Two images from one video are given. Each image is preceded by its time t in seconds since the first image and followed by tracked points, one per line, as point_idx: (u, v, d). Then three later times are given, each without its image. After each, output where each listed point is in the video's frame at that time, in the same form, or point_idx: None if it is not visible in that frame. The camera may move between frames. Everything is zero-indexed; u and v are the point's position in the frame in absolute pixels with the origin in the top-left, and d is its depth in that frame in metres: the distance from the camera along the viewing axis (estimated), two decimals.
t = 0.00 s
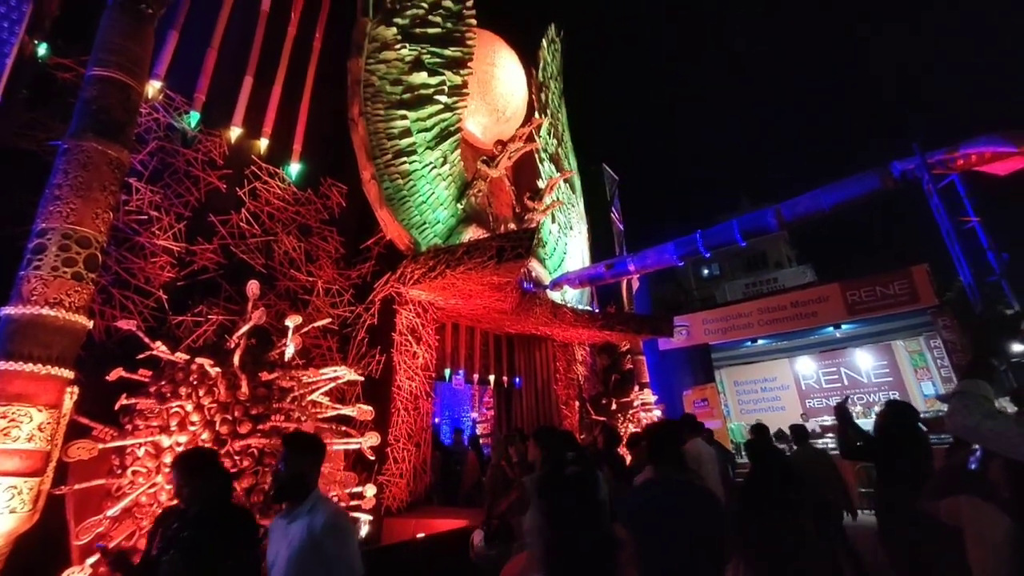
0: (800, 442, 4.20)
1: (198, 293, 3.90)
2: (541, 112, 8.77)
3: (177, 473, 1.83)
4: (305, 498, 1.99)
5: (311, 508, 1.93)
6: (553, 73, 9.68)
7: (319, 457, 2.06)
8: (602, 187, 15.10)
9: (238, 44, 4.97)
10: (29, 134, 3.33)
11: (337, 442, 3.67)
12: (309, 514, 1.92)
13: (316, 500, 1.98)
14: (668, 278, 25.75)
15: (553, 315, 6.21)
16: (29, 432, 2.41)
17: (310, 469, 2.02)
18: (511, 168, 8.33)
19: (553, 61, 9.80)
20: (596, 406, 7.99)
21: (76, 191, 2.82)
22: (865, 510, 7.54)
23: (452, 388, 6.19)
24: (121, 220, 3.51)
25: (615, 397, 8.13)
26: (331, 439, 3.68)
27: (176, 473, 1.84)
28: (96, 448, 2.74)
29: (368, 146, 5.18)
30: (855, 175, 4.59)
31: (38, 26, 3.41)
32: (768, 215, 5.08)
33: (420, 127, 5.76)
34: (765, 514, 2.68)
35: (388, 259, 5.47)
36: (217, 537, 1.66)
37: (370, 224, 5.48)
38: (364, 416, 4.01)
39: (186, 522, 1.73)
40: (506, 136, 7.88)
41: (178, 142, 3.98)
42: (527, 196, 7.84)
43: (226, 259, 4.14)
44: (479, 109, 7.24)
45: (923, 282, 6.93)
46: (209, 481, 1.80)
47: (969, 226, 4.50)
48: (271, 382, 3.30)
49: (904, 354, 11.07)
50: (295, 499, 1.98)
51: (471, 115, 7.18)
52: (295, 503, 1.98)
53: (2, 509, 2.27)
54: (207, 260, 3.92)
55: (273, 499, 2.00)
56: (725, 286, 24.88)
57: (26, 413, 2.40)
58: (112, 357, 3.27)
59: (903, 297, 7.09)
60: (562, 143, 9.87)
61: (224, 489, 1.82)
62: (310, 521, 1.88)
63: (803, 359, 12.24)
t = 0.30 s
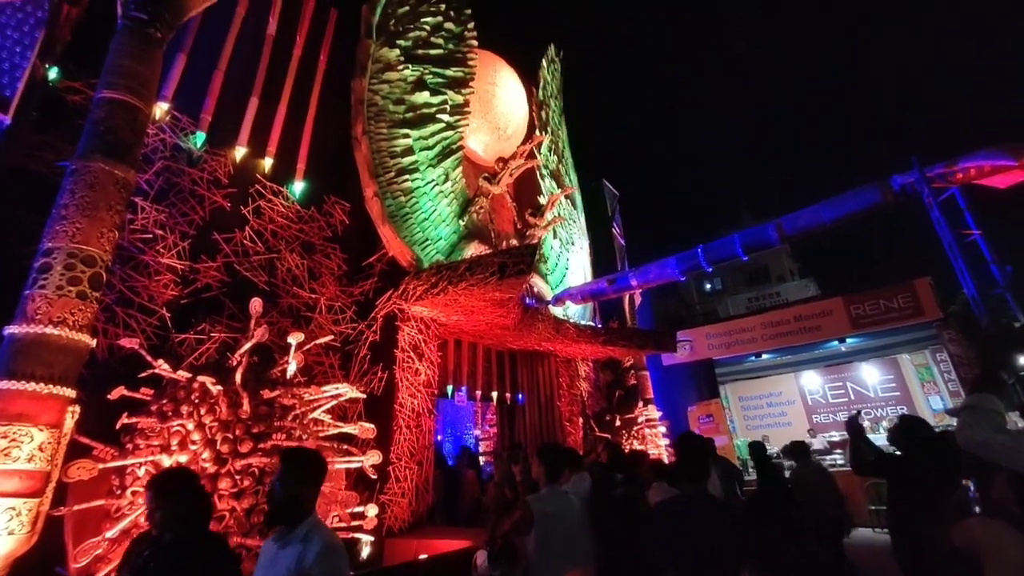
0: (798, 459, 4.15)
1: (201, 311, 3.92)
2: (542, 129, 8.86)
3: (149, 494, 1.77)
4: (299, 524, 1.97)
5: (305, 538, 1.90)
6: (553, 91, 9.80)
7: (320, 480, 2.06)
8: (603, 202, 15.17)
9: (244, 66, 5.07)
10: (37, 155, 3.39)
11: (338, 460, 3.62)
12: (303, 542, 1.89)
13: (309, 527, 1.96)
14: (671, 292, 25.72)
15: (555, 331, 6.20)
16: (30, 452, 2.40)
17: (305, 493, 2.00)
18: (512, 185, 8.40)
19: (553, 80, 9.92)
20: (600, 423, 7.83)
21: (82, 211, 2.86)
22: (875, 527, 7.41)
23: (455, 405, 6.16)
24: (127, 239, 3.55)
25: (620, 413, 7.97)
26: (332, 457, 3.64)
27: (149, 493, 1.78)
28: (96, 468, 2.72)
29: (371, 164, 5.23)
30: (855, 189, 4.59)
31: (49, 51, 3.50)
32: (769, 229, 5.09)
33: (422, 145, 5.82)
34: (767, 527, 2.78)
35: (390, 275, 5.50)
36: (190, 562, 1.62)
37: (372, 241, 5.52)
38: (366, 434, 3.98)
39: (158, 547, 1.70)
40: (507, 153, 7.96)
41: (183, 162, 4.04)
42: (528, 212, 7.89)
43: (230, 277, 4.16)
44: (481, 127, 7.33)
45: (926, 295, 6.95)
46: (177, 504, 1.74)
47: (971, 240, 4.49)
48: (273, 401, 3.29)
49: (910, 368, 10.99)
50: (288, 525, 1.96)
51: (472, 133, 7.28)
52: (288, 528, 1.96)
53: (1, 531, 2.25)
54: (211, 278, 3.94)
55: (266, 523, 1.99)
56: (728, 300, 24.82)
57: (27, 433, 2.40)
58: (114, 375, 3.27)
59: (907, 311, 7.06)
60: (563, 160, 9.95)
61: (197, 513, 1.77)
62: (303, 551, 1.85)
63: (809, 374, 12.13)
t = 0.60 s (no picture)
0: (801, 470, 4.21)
1: (204, 323, 3.93)
2: (543, 140, 8.92)
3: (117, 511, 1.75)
4: (292, 539, 1.93)
5: (295, 555, 1.85)
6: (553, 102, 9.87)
7: (312, 489, 2.03)
8: (605, 212, 15.21)
9: (248, 82, 5.14)
10: (43, 171, 3.43)
11: (340, 473, 3.61)
12: (293, 560, 1.84)
13: (303, 543, 1.92)
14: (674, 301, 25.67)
15: (558, 341, 6.18)
16: (31, 467, 2.40)
17: (297, 505, 1.97)
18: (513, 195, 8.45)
19: (554, 92, 10.01)
20: (604, 433, 7.78)
21: (87, 225, 2.88)
22: (885, 539, 7.30)
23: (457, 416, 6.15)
24: (131, 253, 3.57)
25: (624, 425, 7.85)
26: (334, 469, 3.63)
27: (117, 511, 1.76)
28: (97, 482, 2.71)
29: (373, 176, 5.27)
30: (855, 197, 4.61)
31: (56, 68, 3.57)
32: (771, 237, 5.09)
33: (424, 157, 5.86)
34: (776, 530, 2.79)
35: (392, 286, 5.51)
36: None
37: (375, 253, 5.55)
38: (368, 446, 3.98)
39: (130, 568, 1.67)
40: (508, 164, 8.02)
41: (188, 176, 4.08)
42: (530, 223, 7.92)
43: (232, 289, 4.18)
44: (482, 138, 7.39)
45: (930, 300, 6.86)
46: (145, 524, 1.71)
47: (974, 247, 4.46)
48: (275, 413, 3.28)
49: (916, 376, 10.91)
50: (277, 541, 1.92)
51: (474, 145, 7.37)
52: (280, 543, 1.92)
53: (2, 546, 2.25)
54: (214, 291, 3.96)
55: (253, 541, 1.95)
56: (731, 308, 24.73)
57: (29, 448, 2.40)
58: (117, 389, 3.28)
59: (911, 318, 7.01)
60: (564, 170, 10.00)
61: (167, 528, 1.74)
62: (293, 571, 1.79)
63: (814, 383, 12.04)
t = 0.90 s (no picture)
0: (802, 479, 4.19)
1: (208, 339, 3.94)
2: (544, 153, 8.98)
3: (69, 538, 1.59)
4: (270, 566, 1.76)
5: None
6: (554, 116, 9.96)
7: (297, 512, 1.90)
8: (607, 223, 15.25)
9: (252, 99, 5.22)
10: (51, 190, 3.47)
11: (343, 489, 3.59)
12: None
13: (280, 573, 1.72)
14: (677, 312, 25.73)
15: (562, 353, 6.17)
16: (34, 486, 2.40)
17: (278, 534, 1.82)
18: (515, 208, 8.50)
19: (554, 105, 10.11)
20: (609, 446, 7.70)
21: (94, 243, 2.91)
22: (898, 552, 7.15)
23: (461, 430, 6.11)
24: (136, 270, 3.60)
25: (629, 437, 7.85)
26: (337, 485, 3.61)
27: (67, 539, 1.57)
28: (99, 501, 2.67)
29: (376, 191, 5.32)
30: (857, 206, 4.61)
31: (65, 89, 3.64)
32: (773, 246, 5.08)
33: (426, 171, 5.91)
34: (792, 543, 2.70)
35: (395, 300, 5.53)
36: None
37: (378, 267, 5.57)
38: (372, 462, 3.95)
39: None
40: (510, 178, 8.06)
41: (193, 194, 4.13)
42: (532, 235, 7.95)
43: (236, 305, 4.19)
44: (483, 152, 7.46)
45: (936, 308, 6.82)
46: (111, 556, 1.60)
47: (978, 254, 4.44)
48: (278, 429, 3.27)
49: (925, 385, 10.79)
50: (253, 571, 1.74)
51: (475, 159, 7.42)
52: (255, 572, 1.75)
53: (4, 567, 2.25)
54: (218, 307, 3.98)
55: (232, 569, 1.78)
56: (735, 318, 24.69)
57: (33, 466, 2.41)
58: (121, 406, 3.28)
59: (918, 326, 6.96)
60: (566, 183, 10.05)
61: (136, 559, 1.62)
62: None
63: (821, 393, 11.93)
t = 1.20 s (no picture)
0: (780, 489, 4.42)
1: (211, 351, 3.94)
2: (546, 163, 9.03)
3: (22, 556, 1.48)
4: None
5: None
6: (555, 126, 10.01)
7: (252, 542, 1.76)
8: (609, 232, 15.27)
9: (256, 113, 5.28)
10: (57, 205, 3.51)
11: (347, 501, 3.55)
12: None
13: None
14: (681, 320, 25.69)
15: (565, 362, 6.15)
16: (37, 500, 2.39)
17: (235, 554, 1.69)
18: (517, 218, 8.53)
19: (555, 116, 10.16)
20: (615, 457, 7.59)
21: (99, 256, 2.93)
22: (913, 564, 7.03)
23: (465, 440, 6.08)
24: (140, 282, 3.62)
25: (635, 447, 7.73)
26: (340, 497, 3.58)
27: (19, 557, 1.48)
28: (102, 514, 2.73)
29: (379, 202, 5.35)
30: (859, 213, 4.60)
31: (72, 105, 3.69)
32: (776, 254, 5.07)
33: (429, 182, 5.95)
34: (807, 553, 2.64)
35: (398, 310, 5.54)
36: None
37: (380, 277, 5.59)
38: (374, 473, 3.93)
39: None
40: (512, 188, 8.10)
41: (198, 207, 4.16)
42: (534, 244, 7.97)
43: (240, 316, 4.20)
44: (485, 163, 7.51)
45: (942, 315, 6.79)
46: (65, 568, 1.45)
47: (982, 259, 4.41)
48: (281, 441, 3.27)
49: (932, 392, 10.68)
50: None
51: (477, 169, 7.46)
52: None
53: None
54: (222, 318, 3.99)
55: None
56: (739, 325, 24.64)
57: (36, 480, 2.40)
58: (124, 419, 3.28)
59: (923, 333, 6.93)
60: (567, 192, 10.08)
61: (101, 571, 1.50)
62: None
63: (827, 401, 11.84)
